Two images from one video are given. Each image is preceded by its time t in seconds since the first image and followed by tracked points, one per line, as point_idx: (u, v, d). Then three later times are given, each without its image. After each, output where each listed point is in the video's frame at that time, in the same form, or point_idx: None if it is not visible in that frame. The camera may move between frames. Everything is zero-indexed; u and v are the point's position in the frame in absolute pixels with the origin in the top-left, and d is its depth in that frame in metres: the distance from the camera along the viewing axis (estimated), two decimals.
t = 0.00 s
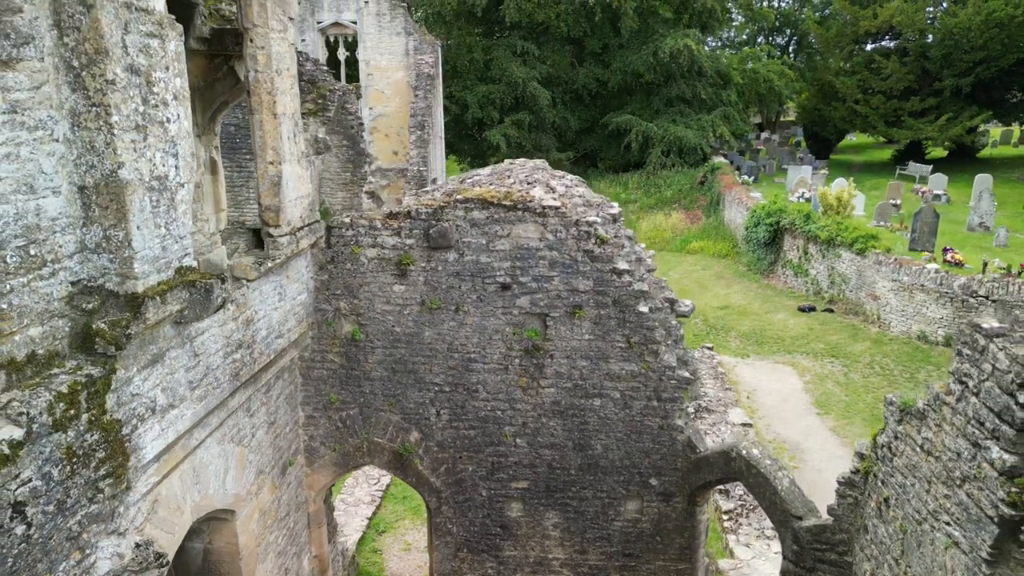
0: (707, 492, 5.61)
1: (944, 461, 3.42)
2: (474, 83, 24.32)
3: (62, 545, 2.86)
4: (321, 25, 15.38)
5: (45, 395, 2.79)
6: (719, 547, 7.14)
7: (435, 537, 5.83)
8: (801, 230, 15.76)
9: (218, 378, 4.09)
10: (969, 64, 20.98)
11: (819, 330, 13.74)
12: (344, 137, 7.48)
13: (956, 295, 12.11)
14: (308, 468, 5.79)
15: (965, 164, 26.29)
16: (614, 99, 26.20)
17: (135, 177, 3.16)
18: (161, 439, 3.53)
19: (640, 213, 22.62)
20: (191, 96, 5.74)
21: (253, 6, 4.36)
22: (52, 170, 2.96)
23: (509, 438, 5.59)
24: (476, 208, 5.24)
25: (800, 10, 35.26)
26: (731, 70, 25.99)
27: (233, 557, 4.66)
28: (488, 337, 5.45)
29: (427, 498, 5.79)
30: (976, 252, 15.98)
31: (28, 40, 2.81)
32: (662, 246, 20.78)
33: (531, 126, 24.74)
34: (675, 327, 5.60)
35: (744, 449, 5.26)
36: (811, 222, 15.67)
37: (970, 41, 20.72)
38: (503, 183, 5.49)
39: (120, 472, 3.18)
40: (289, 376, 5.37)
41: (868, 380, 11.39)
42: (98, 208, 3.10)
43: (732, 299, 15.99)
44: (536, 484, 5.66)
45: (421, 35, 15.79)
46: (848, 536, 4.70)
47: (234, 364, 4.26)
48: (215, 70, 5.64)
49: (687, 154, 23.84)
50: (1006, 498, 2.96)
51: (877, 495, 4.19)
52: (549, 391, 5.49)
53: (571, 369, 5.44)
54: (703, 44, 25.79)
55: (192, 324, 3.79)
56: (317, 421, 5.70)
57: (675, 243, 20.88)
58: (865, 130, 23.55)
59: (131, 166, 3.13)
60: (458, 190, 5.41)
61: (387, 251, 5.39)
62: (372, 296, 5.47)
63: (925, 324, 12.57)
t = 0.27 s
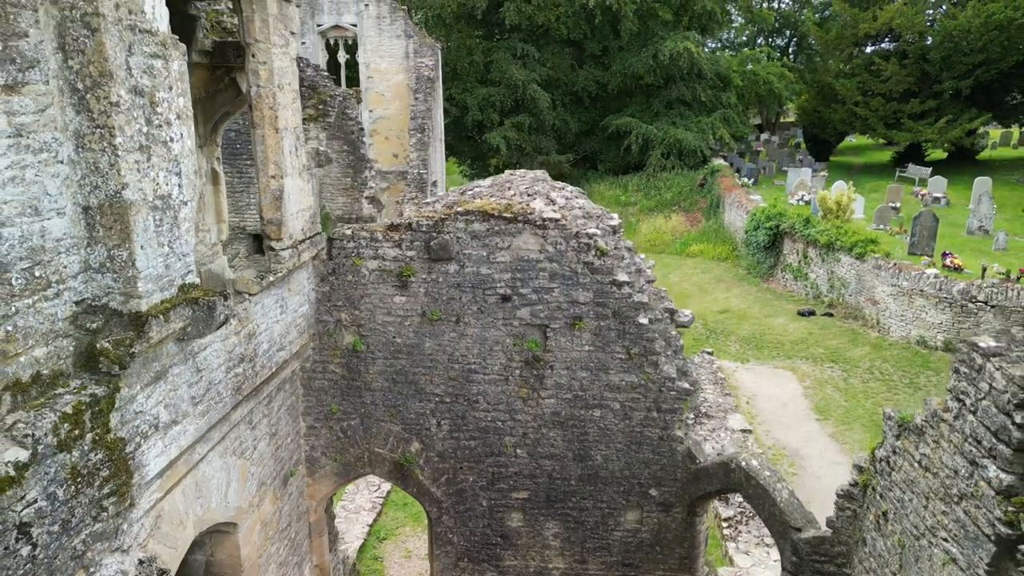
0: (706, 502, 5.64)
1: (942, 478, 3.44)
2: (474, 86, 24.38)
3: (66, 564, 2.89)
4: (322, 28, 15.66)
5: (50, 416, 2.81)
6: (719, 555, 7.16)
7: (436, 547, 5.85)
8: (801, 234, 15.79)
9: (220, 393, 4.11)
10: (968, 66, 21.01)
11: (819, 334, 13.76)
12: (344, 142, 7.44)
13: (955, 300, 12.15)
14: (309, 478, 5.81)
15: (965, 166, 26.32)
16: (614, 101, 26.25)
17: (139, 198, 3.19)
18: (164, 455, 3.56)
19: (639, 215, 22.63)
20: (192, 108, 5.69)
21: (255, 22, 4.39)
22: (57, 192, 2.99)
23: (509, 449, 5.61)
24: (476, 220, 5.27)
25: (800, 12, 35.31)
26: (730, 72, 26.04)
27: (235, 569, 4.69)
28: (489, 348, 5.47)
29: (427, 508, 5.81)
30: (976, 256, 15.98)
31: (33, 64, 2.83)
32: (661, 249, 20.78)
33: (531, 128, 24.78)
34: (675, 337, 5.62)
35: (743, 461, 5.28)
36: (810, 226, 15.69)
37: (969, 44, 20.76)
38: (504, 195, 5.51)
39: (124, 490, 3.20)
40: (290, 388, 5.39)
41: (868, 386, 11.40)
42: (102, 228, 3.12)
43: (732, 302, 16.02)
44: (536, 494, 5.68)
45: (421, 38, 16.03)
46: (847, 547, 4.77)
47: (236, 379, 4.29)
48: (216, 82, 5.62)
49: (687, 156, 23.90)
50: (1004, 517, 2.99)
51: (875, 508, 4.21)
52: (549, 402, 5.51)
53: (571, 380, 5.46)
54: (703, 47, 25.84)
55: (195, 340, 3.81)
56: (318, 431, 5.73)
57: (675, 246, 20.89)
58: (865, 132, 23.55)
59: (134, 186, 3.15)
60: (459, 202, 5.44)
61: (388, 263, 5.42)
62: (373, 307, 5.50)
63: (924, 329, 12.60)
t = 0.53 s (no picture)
0: (706, 514, 5.65)
1: (939, 496, 3.47)
2: (474, 89, 24.45)
3: None
4: (323, 30, 16.19)
5: (54, 439, 2.84)
6: (718, 563, 7.17)
7: (436, 557, 5.88)
8: (800, 239, 15.82)
9: (223, 409, 4.13)
10: (968, 69, 21.03)
11: (818, 339, 13.79)
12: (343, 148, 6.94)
13: (953, 306, 12.18)
14: (310, 489, 5.84)
15: (964, 169, 26.37)
16: (614, 103, 26.31)
17: (142, 220, 3.21)
18: (166, 473, 3.59)
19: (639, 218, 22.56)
20: (193, 120, 5.71)
21: (257, 39, 4.42)
22: (61, 215, 3.02)
23: (509, 460, 5.64)
24: (477, 234, 5.29)
25: (800, 14, 35.36)
26: (730, 74, 26.09)
27: None
28: (489, 360, 5.49)
29: (428, 519, 5.84)
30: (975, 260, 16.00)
31: (38, 89, 2.86)
32: (661, 252, 20.77)
33: (531, 131, 24.83)
34: (674, 349, 5.64)
35: (742, 473, 5.30)
36: (810, 231, 15.73)
37: (968, 47, 20.82)
38: (504, 208, 5.54)
39: (127, 509, 3.23)
40: (291, 400, 5.42)
41: (867, 392, 11.42)
42: (106, 250, 3.15)
43: (731, 306, 16.05)
44: (536, 505, 5.71)
45: (421, 41, 16.59)
46: (846, 561, 4.74)
47: (238, 394, 4.31)
48: (218, 95, 5.63)
49: (686, 160, 24.19)
50: (1000, 538, 3.01)
51: (873, 523, 4.23)
52: (549, 414, 5.53)
53: (571, 392, 5.48)
54: (702, 49, 25.92)
55: (197, 357, 3.83)
56: (319, 442, 5.75)
57: (674, 249, 20.72)
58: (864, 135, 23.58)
59: (138, 209, 3.17)
60: (459, 215, 5.47)
61: (389, 275, 5.44)
62: (374, 319, 5.52)
63: (923, 335, 12.63)
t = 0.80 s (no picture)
0: (706, 525, 5.67)
1: (938, 514, 3.49)
2: (474, 91, 24.47)
3: None
4: (322, 34, 16.52)
5: (59, 461, 2.85)
6: (717, 571, 7.15)
7: (437, 567, 5.90)
8: (800, 243, 15.85)
9: (225, 424, 4.15)
10: (968, 72, 20.99)
11: (818, 344, 13.80)
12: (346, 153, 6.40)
13: (953, 312, 12.20)
14: (311, 499, 5.86)
15: (964, 171, 26.38)
16: (614, 106, 26.34)
17: (146, 240, 3.23)
18: (170, 490, 3.61)
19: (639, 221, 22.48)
20: (195, 131, 5.68)
21: (259, 55, 4.43)
22: (66, 237, 3.04)
23: (510, 471, 5.65)
24: (477, 246, 5.30)
25: (800, 15, 35.38)
26: (730, 76, 26.10)
27: None
28: (490, 372, 5.51)
29: (429, 530, 5.85)
30: (974, 264, 16.02)
31: (43, 114, 2.89)
32: (662, 255, 20.72)
33: (531, 133, 24.84)
34: (674, 361, 5.66)
35: (742, 485, 5.32)
36: (810, 235, 15.75)
37: (967, 50, 20.84)
38: (504, 221, 5.57)
39: (131, 528, 3.25)
40: (293, 411, 5.44)
41: (866, 398, 11.42)
42: (110, 271, 3.17)
43: (731, 310, 16.06)
44: (536, 516, 5.73)
45: (421, 44, 16.89)
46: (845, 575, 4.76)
47: (240, 409, 4.33)
48: (220, 107, 5.59)
49: (686, 162, 24.29)
50: (998, 557, 3.03)
51: (873, 537, 4.24)
52: (550, 426, 5.54)
53: (572, 404, 5.50)
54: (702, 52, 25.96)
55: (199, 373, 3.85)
56: (320, 453, 5.77)
57: (675, 252, 20.62)
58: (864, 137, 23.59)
59: (142, 230, 3.20)
60: (460, 227, 5.48)
61: (390, 287, 5.47)
62: (375, 331, 5.54)
63: (923, 340, 12.64)
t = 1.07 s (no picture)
0: (706, 536, 5.69)
1: (936, 531, 3.52)
2: (474, 94, 24.48)
3: None
4: (324, 36, 16.71)
5: (64, 483, 2.88)
6: None
7: None
8: (800, 247, 15.87)
9: (227, 440, 4.17)
10: (967, 75, 20.97)
11: (818, 349, 13.81)
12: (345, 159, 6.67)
13: (953, 318, 12.22)
14: (313, 510, 5.88)
15: (964, 174, 26.40)
16: (614, 108, 26.37)
17: (150, 261, 3.25)
18: (173, 507, 3.63)
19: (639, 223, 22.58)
20: (197, 144, 5.67)
21: (262, 72, 4.46)
22: (71, 259, 3.06)
23: (510, 483, 5.67)
24: (478, 259, 5.32)
25: (799, 17, 35.43)
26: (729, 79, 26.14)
27: None
28: (490, 384, 5.52)
29: (429, 541, 5.87)
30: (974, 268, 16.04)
31: (48, 138, 2.90)
32: (662, 259, 20.70)
33: (531, 136, 24.86)
34: (674, 372, 5.68)
35: (742, 498, 5.34)
36: (810, 239, 15.78)
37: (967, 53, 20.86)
38: (505, 233, 5.59)
39: (134, 548, 3.27)
40: (294, 423, 5.45)
41: (866, 404, 11.44)
42: (114, 292, 3.19)
43: (731, 315, 16.07)
44: (537, 527, 5.75)
45: (421, 48, 17.24)
46: None
47: (242, 423, 4.35)
48: (221, 118, 5.59)
49: (686, 164, 24.26)
50: None
51: (873, 552, 4.27)
52: (551, 437, 5.56)
53: (572, 416, 5.51)
54: (702, 54, 26.00)
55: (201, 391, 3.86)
56: (321, 464, 5.79)
57: (675, 255, 20.60)
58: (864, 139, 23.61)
59: (146, 251, 3.22)
60: (461, 240, 5.51)
61: (392, 300, 5.49)
62: (376, 343, 5.56)
63: (923, 346, 12.66)
